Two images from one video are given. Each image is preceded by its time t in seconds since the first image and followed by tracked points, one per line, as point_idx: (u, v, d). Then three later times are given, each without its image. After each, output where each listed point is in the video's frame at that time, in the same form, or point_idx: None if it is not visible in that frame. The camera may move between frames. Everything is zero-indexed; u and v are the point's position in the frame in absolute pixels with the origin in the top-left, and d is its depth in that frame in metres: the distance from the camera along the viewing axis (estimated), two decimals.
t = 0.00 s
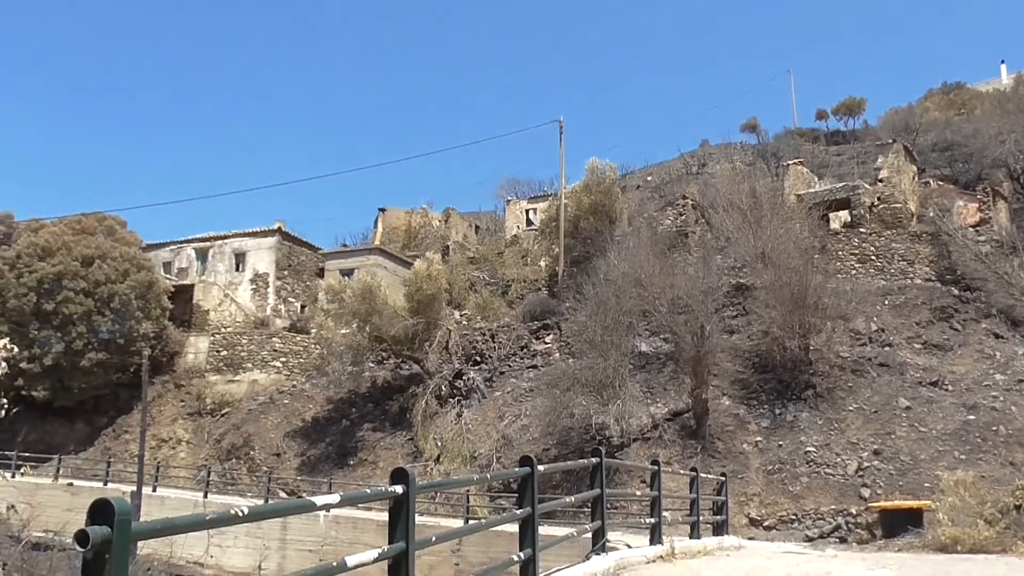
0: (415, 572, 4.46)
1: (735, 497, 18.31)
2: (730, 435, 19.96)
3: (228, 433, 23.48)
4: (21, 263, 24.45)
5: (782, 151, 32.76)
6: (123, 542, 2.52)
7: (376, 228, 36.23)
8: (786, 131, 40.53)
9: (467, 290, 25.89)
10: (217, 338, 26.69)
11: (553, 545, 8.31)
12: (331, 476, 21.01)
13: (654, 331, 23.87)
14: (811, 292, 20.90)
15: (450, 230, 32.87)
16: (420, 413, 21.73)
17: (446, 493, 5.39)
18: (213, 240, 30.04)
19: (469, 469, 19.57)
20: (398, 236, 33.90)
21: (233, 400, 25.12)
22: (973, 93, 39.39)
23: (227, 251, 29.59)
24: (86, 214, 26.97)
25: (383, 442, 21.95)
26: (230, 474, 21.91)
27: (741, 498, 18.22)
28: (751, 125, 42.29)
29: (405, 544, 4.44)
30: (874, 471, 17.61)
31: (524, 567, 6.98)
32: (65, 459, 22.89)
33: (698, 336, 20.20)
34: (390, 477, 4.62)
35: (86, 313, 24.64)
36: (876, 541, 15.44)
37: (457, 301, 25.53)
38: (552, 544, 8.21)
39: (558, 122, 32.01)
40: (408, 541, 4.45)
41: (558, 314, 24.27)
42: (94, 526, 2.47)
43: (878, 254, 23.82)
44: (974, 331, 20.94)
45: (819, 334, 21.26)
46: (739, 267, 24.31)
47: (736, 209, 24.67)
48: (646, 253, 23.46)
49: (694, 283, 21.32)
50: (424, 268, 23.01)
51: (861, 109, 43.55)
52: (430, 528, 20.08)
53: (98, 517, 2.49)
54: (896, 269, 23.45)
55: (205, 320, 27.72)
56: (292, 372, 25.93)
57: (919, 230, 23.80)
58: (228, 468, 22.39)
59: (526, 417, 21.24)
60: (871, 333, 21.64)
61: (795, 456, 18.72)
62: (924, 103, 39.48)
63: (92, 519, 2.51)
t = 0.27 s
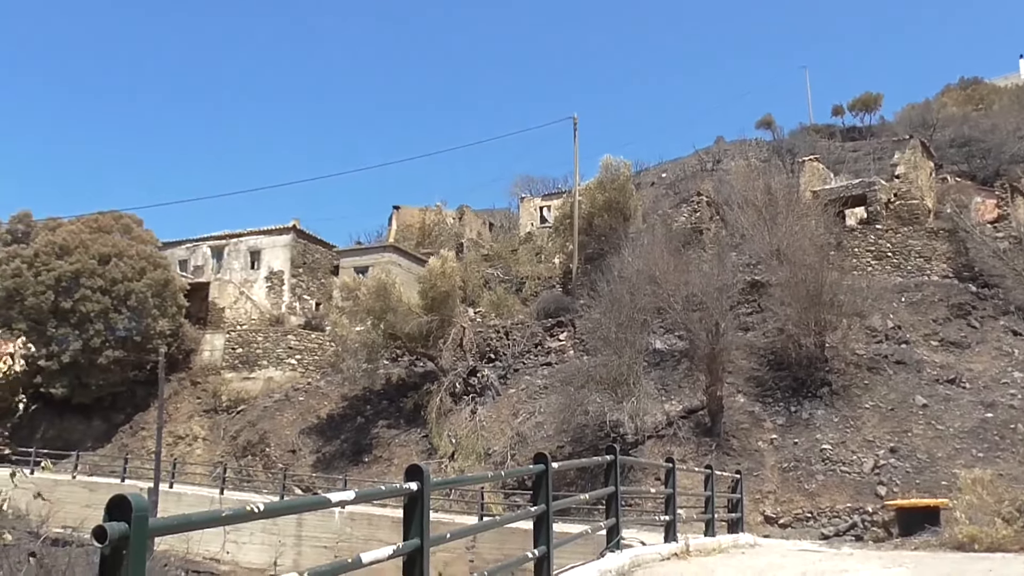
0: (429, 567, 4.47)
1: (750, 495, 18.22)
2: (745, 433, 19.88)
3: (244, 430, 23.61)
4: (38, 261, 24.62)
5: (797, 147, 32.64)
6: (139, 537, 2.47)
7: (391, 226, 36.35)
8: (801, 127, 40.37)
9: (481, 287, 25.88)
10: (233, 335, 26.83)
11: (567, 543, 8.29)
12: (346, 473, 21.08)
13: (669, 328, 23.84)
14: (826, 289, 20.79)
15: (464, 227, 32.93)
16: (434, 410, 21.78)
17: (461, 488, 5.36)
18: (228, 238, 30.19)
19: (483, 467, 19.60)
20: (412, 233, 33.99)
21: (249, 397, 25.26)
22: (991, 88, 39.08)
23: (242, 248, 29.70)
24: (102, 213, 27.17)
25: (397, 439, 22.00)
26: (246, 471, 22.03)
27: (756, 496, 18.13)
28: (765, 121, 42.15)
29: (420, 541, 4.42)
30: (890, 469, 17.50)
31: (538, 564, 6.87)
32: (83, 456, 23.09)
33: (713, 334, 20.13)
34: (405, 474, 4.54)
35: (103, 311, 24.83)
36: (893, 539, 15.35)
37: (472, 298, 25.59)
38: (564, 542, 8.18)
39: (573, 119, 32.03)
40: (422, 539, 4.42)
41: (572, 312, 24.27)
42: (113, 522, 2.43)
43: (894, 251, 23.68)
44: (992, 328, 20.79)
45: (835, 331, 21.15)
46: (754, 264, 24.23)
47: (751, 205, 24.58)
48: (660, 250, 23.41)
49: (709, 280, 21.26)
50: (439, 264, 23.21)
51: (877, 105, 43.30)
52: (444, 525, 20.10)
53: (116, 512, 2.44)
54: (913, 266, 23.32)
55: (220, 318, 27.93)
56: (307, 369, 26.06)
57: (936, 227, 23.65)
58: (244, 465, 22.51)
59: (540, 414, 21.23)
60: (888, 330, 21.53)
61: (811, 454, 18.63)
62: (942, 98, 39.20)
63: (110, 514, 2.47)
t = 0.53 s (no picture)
0: (449, 564, 4.34)
1: (770, 492, 18.10)
2: (765, 430, 19.76)
3: (264, 426, 23.77)
4: (61, 259, 24.91)
5: (817, 142, 32.48)
6: (160, 533, 2.50)
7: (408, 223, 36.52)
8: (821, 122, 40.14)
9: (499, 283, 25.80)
10: (252, 332, 27.02)
11: (586, 539, 8.10)
12: (365, 469, 21.16)
13: (688, 325, 23.78)
14: (846, 285, 20.64)
15: (482, 224, 33.00)
16: (453, 406, 21.83)
17: (480, 485, 5.28)
18: (248, 236, 30.39)
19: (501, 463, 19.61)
20: (430, 230, 34.10)
21: (269, 393, 25.45)
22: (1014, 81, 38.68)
23: (261, 245, 29.81)
24: (124, 211, 27.42)
25: (416, 436, 22.05)
26: (266, 467, 22.18)
27: (776, 493, 18.02)
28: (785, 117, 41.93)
29: (439, 537, 4.31)
30: (912, 466, 17.35)
31: (556, 561, 6.71)
32: (105, 451, 23.32)
33: (731, 330, 20.02)
34: (424, 471, 4.51)
35: (124, 308, 25.05)
36: (915, 537, 15.24)
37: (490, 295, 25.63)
38: (585, 538, 7.97)
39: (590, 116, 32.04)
40: (442, 534, 4.32)
41: (590, 308, 24.25)
42: (133, 518, 2.45)
43: (916, 246, 23.45)
44: (1015, 324, 20.57)
45: (855, 327, 20.99)
46: (773, 260, 24.12)
47: (770, 201, 24.55)
48: (679, 247, 23.33)
49: (727, 276, 21.17)
50: (456, 261, 23.43)
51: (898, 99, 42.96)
52: (463, 521, 20.12)
53: (137, 508, 2.48)
54: (934, 261, 23.13)
55: (240, 314, 27.99)
56: (326, 366, 26.33)
57: (958, 222, 23.43)
58: (264, 461, 22.66)
59: (558, 411, 21.21)
60: (909, 326, 21.37)
61: (831, 451, 18.49)
62: (964, 92, 38.85)
63: (132, 509, 2.50)
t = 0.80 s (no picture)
0: (466, 561, 4.36)
1: (788, 489, 18.01)
2: (783, 426, 19.65)
3: (282, 423, 23.91)
4: (82, 257, 25.17)
5: (835, 137, 32.31)
6: (180, 527, 2.48)
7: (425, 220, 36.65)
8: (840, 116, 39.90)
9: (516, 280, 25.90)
10: (271, 329, 27.24)
11: (602, 537, 7.95)
12: (382, 466, 21.24)
13: (705, 321, 23.71)
14: (865, 281, 20.47)
15: (498, 220, 33.04)
16: (470, 403, 21.84)
17: (497, 481, 5.28)
18: (266, 234, 30.55)
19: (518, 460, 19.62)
20: (447, 227, 34.17)
21: (287, 390, 25.60)
22: None
23: (279, 243, 29.94)
24: (143, 209, 27.64)
25: (433, 432, 22.10)
26: (284, 463, 22.32)
27: (794, 490, 17.93)
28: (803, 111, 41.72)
29: (456, 533, 4.33)
30: (932, 463, 17.22)
31: (573, 560, 6.74)
32: (125, 447, 23.54)
33: (749, 326, 19.89)
34: (441, 467, 4.50)
35: (144, 305, 25.25)
36: (935, 534, 15.15)
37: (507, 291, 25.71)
38: (600, 535, 7.82)
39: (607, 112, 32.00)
40: (459, 531, 4.33)
41: (606, 305, 24.23)
42: (153, 513, 2.44)
43: (935, 242, 23.33)
44: None
45: (874, 323, 20.83)
46: (791, 256, 24.00)
47: (788, 196, 24.47)
48: (696, 243, 23.23)
49: (745, 273, 21.05)
50: (474, 258, 23.38)
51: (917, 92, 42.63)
52: (481, 517, 20.14)
53: (157, 504, 2.45)
54: (954, 256, 22.94)
55: (258, 311, 28.61)
56: (343, 362, 26.31)
57: (979, 217, 23.18)
58: (283, 457, 22.80)
59: (575, 407, 21.18)
60: (929, 322, 21.20)
61: (850, 448, 18.37)
62: (985, 85, 38.50)
63: (152, 504, 2.47)
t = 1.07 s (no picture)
0: (482, 559, 4.33)
1: (804, 486, 17.94)
2: (799, 424, 19.57)
3: (298, 419, 24.02)
4: (100, 254, 25.36)
5: (851, 133, 32.16)
6: (197, 525, 2.51)
7: (439, 217, 36.78)
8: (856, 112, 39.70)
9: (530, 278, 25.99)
10: (286, 326, 27.38)
11: (616, 535, 7.90)
12: (398, 463, 21.30)
13: (721, 318, 23.65)
14: (882, 278, 20.35)
15: (513, 218, 33.09)
16: (485, 401, 21.87)
17: (512, 479, 5.21)
18: (281, 231, 30.64)
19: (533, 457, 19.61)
20: (461, 224, 34.27)
21: (302, 387, 25.73)
22: None
23: (294, 240, 30.09)
24: (159, 207, 27.81)
25: (448, 429, 22.13)
26: (300, 460, 22.43)
27: (811, 488, 17.85)
28: (819, 107, 41.53)
29: (472, 531, 4.32)
30: (950, 461, 17.06)
31: (589, 558, 6.64)
32: (143, 444, 23.72)
33: (765, 324, 19.79)
34: (456, 464, 4.50)
35: (161, 303, 25.42)
36: (953, 533, 15.05)
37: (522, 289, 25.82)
38: (616, 531, 7.68)
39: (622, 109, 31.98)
40: (474, 528, 4.32)
41: (621, 302, 24.21)
42: (171, 509, 2.46)
43: (953, 239, 23.19)
44: None
45: (891, 320, 20.78)
46: (807, 253, 23.89)
47: (805, 193, 24.47)
48: (712, 240, 23.17)
49: (760, 269, 20.95)
50: (489, 256, 23.32)
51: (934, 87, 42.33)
52: (496, 514, 20.17)
53: (175, 500, 2.47)
54: (972, 254, 22.78)
55: (274, 309, 29.02)
56: (359, 360, 26.37)
57: (998, 213, 22.96)
58: (298, 454, 22.90)
59: (590, 405, 21.13)
60: (947, 319, 21.02)
61: (867, 446, 18.27)
62: (1004, 81, 38.19)
63: (170, 501, 2.50)
